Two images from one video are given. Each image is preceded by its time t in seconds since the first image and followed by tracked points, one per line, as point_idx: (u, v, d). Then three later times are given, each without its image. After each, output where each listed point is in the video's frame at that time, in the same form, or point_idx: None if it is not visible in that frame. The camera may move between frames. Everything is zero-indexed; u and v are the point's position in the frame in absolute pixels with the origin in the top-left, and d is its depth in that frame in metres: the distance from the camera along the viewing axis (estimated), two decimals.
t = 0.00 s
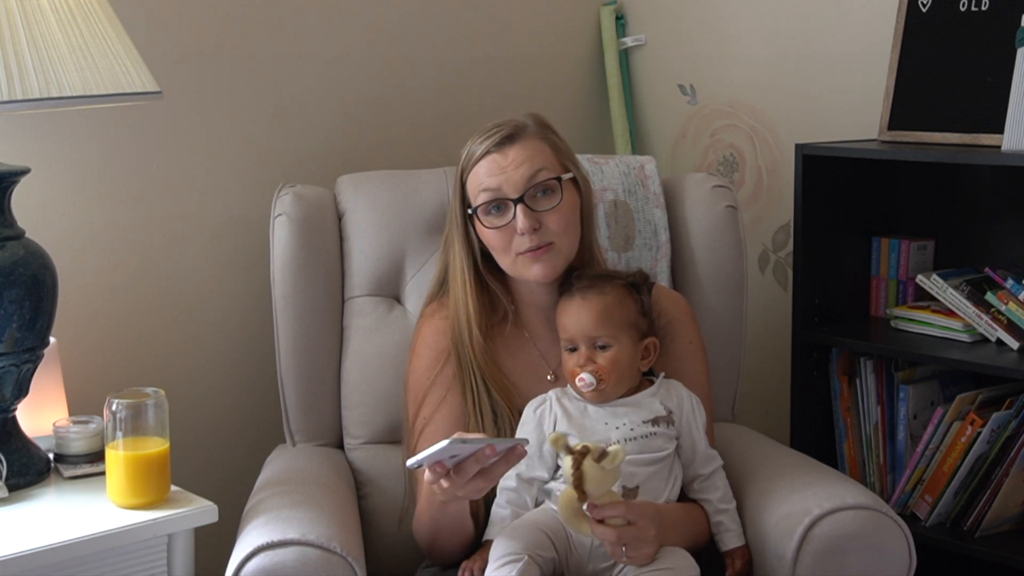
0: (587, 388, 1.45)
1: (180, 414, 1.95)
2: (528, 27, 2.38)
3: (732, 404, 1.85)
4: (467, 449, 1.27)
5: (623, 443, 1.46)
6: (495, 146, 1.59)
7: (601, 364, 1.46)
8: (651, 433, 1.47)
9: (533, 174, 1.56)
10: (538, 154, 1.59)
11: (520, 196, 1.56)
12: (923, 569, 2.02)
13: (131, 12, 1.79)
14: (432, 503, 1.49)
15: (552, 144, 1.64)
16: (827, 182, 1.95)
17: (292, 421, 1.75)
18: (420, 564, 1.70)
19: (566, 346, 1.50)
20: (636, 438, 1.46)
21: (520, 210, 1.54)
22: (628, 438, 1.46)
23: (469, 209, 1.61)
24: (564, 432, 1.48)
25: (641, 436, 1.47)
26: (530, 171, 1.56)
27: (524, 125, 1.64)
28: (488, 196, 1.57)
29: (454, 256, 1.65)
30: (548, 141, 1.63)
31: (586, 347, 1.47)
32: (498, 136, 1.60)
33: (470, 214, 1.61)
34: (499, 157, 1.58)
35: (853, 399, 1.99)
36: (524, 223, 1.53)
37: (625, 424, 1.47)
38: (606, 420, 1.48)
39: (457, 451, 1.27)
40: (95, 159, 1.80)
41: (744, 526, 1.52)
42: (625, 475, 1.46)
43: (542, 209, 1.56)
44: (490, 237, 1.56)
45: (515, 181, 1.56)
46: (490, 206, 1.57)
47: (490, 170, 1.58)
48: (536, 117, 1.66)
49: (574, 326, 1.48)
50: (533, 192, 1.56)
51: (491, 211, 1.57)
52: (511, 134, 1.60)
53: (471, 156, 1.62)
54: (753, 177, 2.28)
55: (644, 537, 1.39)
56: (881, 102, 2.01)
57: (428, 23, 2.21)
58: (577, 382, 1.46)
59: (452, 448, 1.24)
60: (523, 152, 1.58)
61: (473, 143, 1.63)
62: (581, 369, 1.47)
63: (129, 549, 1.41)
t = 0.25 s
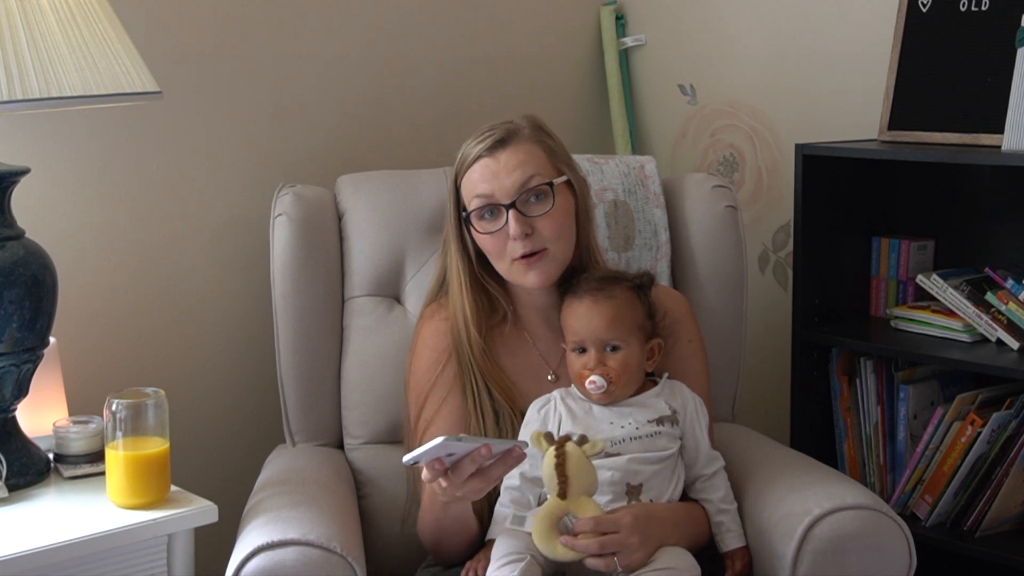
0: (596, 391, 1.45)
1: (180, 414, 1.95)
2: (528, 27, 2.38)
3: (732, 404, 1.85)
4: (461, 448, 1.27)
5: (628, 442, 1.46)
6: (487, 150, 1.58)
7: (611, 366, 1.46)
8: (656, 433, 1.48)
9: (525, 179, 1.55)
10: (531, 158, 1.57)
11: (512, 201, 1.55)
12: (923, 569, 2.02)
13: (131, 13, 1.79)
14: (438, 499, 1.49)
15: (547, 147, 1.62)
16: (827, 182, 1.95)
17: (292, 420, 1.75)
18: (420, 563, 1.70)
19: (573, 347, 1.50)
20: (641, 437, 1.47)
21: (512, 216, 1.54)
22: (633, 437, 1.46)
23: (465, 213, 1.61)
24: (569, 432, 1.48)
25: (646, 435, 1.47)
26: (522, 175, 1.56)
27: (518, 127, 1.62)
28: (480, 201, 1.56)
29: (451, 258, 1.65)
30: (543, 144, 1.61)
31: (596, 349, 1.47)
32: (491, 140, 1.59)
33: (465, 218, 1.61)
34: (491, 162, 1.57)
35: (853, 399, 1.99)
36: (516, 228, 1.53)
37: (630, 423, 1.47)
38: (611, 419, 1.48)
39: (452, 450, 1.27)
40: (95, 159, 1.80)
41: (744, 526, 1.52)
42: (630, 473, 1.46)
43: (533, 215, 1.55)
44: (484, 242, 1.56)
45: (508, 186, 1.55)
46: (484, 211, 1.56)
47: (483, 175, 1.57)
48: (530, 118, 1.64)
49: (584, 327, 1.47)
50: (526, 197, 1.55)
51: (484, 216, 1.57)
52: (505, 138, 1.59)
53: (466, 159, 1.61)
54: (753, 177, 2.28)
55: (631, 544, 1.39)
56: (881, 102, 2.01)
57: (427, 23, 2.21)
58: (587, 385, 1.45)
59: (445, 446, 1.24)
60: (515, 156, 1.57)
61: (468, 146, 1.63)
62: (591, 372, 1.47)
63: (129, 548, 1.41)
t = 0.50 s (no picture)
0: (600, 390, 1.45)
1: (180, 414, 1.95)
2: (528, 27, 2.38)
3: (732, 404, 1.85)
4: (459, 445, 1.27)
5: (628, 442, 1.46)
6: (486, 157, 1.57)
7: (615, 366, 1.46)
8: (656, 433, 1.48)
9: (524, 188, 1.55)
10: (529, 166, 1.57)
11: (511, 209, 1.54)
12: (923, 569, 2.02)
13: (131, 12, 1.79)
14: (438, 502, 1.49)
15: (546, 154, 1.61)
16: (827, 182, 1.95)
17: (292, 420, 1.75)
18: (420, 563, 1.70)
19: (577, 346, 1.50)
20: (641, 437, 1.47)
21: (512, 224, 1.53)
22: (633, 438, 1.46)
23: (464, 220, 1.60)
24: (570, 432, 1.48)
25: (647, 435, 1.47)
26: (521, 184, 1.55)
27: (516, 132, 1.61)
28: (480, 211, 1.55)
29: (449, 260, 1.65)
30: (542, 150, 1.60)
31: (600, 349, 1.47)
32: (490, 147, 1.58)
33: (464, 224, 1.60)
34: (490, 170, 1.56)
35: (853, 399, 1.99)
36: (516, 237, 1.52)
37: (631, 424, 1.47)
38: (611, 419, 1.48)
39: (450, 445, 1.27)
40: (95, 158, 1.80)
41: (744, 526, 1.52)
42: (629, 473, 1.46)
43: (533, 223, 1.54)
44: (484, 249, 1.56)
45: (507, 194, 1.54)
46: (483, 218, 1.55)
47: (482, 184, 1.56)
48: (528, 122, 1.63)
49: (590, 326, 1.47)
50: (525, 206, 1.55)
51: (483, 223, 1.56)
52: (503, 145, 1.58)
53: (464, 166, 1.60)
54: (753, 176, 2.28)
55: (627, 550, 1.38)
56: (881, 102, 2.01)
57: (427, 23, 2.21)
58: (591, 384, 1.46)
59: (445, 440, 1.25)
60: (513, 164, 1.56)
61: (466, 151, 1.62)
62: (595, 372, 1.47)
63: (129, 549, 1.41)
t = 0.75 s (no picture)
0: (601, 391, 1.45)
1: (181, 414, 1.95)
2: (528, 27, 2.38)
3: (732, 404, 1.85)
4: (468, 447, 1.28)
5: (628, 442, 1.46)
6: (485, 158, 1.57)
7: (615, 366, 1.46)
8: (656, 433, 1.48)
9: (523, 189, 1.54)
10: (528, 166, 1.57)
11: (511, 209, 1.54)
12: (923, 569, 2.02)
13: (131, 12, 1.79)
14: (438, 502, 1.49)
15: (545, 154, 1.60)
16: (827, 182, 1.95)
17: (292, 420, 1.75)
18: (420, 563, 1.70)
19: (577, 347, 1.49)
20: (641, 437, 1.47)
21: (511, 224, 1.53)
22: (633, 437, 1.46)
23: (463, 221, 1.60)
24: (570, 432, 1.48)
25: (647, 435, 1.47)
26: (520, 184, 1.55)
27: (515, 133, 1.61)
28: (480, 212, 1.55)
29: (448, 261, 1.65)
30: (541, 150, 1.60)
31: (600, 349, 1.47)
32: (488, 148, 1.58)
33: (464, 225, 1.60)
34: (489, 171, 1.56)
35: (853, 399, 1.99)
36: (516, 237, 1.52)
37: (631, 423, 1.47)
38: (611, 419, 1.48)
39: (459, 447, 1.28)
40: (95, 158, 1.80)
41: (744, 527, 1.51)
42: (630, 473, 1.46)
43: (533, 224, 1.54)
44: (484, 250, 1.56)
45: (506, 195, 1.54)
46: (483, 219, 1.55)
47: (481, 185, 1.56)
48: (527, 122, 1.63)
49: (590, 326, 1.47)
50: (524, 206, 1.55)
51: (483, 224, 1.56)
52: (502, 146, 1.58)
53: (463, 167, 1.60)
54: (753, 176, 2.28)
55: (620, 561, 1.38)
56: (881, 102, 2.01)
57: (427, 23, 2.21)
58: (591, 385, 1.45)
59: (456, 440, 1.25)
60: (512, 165, 1.56)
61: (465, 152, 1.61)
62: (595, 372, 1.46)
63: (129, 549, 1.41)
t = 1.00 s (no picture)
0: (602, 393, 1.45)
1: (181, 414, 1.95)
2: (528, 26, 2.38)
3: (732, 403, 1.85)
4: (478, 445, 1.29)
5: (627, 442, 1.46)
6: (488, 167, 1.57)
7: (615, 369, 1.46)
8: (655, 432, 1.48)
9: (528, 199, 1.54)
10: (533, 175, 1.56)
11: (515, 219, 1.54)
12: (923, 569, 2.02)
13: (131, 12, 1.79)
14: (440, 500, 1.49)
15: (549, 161, 1.60)
16: (827, 182, 1.95)
17: (292, 420, 1.75)
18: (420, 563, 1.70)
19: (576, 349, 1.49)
20: (641, 436, 1.47)
21: (516, 234, 1.53)
22: (632, 437, 1.46)
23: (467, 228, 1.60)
24: (570, 432, 1.48)
25: (646, 434, 1.47)
26: (524, 193, 1.54)
27: (518, 139, 1.61)
28: (484, 221, 1.55)
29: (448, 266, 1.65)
30: (545, 158, 1.60)
31: (601, 353, 1.46)
32: (492, 156, 1.57)
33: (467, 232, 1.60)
34: (493, 179, 1.56)
35: (853, 399, 1.99)
36: (521, 246, 1.52)
37: (630, 423, 1.47)
38: (610, 419, 1.48)
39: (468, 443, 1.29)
40: (95, 158, 1.80)
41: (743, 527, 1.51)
42: (629, 472, 1.46)
43: (537, 233, 1.54)
44: (489, 258, 1.56)
45: (510, 205, 1.54)
46: (487, 228, 1.55)
47: (486, 194, 1.56)
48: (530, 129, 1.62)
49: (591, 331, 1.47)
50: (529, 215, 1.54)
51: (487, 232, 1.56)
52: (505, 154, 1.57)
53: (466, 174, 1.59)
54: (753, 177, 2.28)
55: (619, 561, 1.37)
56: (881, 102, 2.01)
57: (427, 23, 2.21)
58: (592, 388, 1.45)
59: (469, 436, 1.26)
60: (516, 173, 1.56)
61: (467, 158, 1.61)
62: (595, 375, 1.46)
63: (129, 549, 1.41)
